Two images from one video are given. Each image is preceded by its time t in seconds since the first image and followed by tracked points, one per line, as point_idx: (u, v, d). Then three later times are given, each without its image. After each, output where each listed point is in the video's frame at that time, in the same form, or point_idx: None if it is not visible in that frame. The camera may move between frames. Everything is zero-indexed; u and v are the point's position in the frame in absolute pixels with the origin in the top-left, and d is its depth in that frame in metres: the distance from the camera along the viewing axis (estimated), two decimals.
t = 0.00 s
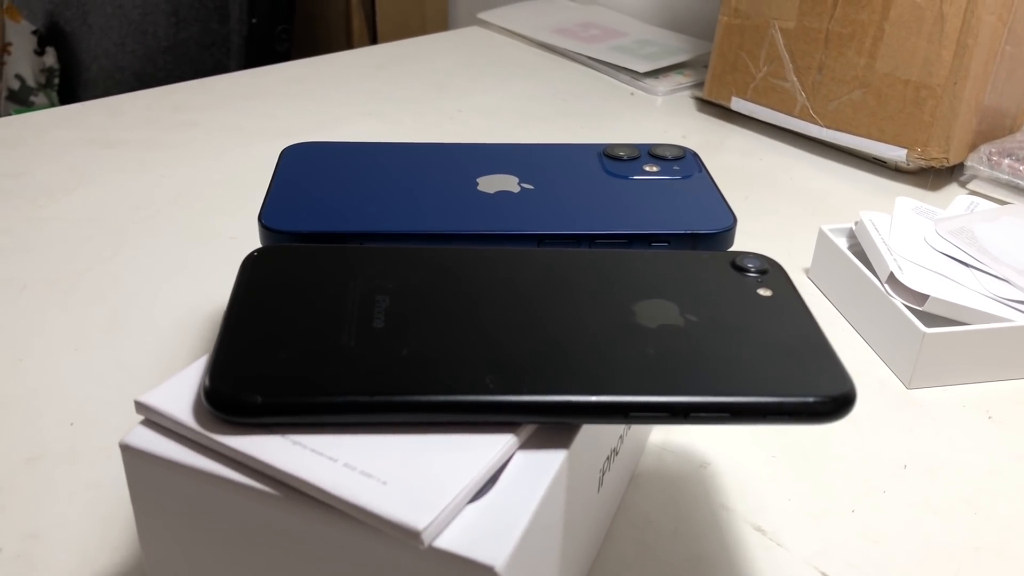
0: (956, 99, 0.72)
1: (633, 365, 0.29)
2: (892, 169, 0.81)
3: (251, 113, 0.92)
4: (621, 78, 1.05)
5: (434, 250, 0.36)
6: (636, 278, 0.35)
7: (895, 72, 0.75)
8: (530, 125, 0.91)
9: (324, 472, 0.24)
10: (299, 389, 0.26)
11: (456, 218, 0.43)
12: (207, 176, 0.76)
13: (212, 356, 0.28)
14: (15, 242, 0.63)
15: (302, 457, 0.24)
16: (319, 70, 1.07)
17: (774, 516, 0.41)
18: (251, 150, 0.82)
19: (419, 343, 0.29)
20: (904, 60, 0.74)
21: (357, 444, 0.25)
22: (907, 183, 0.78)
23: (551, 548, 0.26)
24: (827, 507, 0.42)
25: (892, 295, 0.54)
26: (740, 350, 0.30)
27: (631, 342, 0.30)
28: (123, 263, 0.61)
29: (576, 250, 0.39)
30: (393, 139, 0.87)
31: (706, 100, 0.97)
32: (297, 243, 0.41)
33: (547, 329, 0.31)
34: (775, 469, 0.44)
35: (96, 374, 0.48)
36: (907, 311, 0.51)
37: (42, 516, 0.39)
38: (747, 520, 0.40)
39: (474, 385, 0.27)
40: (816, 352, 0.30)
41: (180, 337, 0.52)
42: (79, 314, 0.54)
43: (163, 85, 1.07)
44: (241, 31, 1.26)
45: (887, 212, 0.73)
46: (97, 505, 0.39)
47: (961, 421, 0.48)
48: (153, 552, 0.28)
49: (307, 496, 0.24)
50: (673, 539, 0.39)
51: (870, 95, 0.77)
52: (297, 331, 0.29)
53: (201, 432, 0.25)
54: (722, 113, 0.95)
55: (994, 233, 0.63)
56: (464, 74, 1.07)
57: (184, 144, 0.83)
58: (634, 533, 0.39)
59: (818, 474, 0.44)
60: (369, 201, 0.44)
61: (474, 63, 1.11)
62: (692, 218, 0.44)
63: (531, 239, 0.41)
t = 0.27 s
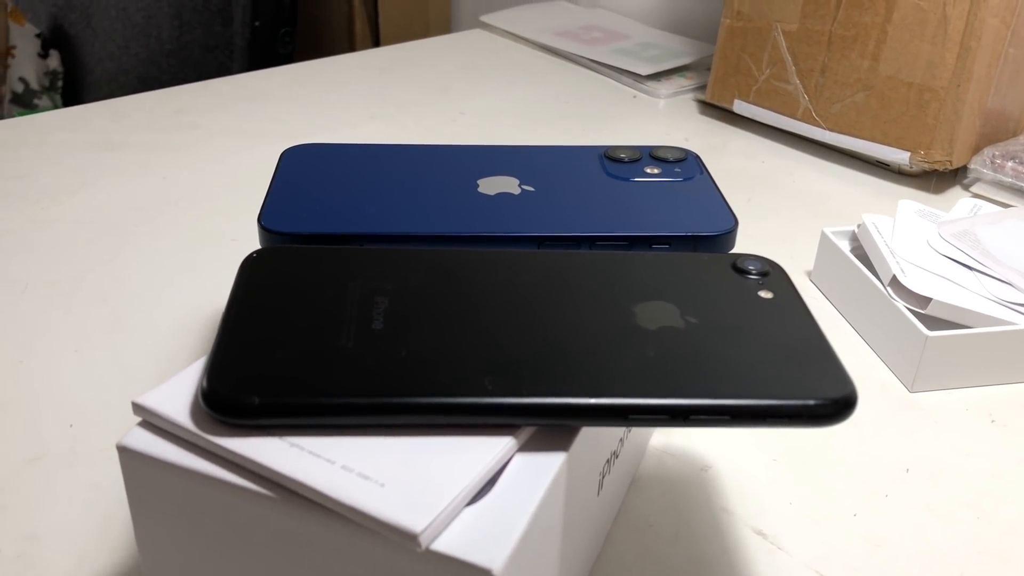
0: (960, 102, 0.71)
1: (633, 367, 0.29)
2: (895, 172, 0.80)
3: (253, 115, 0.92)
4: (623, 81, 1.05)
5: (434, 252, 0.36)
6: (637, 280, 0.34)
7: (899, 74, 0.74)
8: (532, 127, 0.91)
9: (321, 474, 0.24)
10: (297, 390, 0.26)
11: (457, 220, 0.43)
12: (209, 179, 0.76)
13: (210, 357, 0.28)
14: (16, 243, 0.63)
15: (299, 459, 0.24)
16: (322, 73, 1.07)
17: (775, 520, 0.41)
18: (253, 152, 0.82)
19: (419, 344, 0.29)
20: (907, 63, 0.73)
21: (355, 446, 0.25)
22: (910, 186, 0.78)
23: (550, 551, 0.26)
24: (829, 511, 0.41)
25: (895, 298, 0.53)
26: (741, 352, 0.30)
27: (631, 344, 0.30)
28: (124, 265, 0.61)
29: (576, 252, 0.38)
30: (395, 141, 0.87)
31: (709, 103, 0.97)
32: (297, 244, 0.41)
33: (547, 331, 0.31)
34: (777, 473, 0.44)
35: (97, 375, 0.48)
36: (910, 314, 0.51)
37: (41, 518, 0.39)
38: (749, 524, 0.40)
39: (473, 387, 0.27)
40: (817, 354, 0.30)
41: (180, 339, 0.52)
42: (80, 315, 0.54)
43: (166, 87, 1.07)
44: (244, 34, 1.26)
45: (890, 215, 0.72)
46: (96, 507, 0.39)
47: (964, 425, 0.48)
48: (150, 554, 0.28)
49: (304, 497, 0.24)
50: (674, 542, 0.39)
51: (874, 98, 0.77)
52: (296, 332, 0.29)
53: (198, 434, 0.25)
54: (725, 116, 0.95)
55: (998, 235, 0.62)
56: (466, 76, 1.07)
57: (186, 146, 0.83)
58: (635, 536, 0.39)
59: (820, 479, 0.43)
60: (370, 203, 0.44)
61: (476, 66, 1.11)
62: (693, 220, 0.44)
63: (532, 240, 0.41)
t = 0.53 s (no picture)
0: (962, 104, 0.71)
1: (633, 367, 0.29)
2: (897, 174, 0.80)
3: (256, 117, 0.92)
4: (625, 83, 1.05)
5: (434, 253, 0.36)
6: (637, 280, 0.34)
7: (900, 76, 0.74)
8: (533, 129, 0.91)
9: (319, 474, 0.24)
10: (296, 390, 0.26)
11: (458, 221, 0.43)
12: (210, 180, 0.76)
13: (209, 358, 0.28)
14: (18, 244, 0.64)
15: (298, 459, 0.24)
16: (325, 75, 1.07)
17: (775, 522, 0.41)
18: (254, 154, 0.82)
19: (418, 344, 0.29)
20: (909, 65, 0.73)
21: (354, 446, 0.25)
22: (912, 188, 0.78)
23: (549, 551, 0.26)
24: (830, 512, 0.41)
25: (896, 300, 0.53)
26: (741, 353, 0.30)
27: (631, 345, 0.30)
28: (126, 266, 0.61)
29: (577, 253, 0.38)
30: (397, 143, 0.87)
31: (711, 105, 0.97)
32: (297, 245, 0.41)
33: (546, 332, 0.31)
34: (778, 475, 0.44)
35: (97, 375, 0.48)
36: (911, 316, 0.51)
37: (41, 518, 0.39)
38: (749, 526, 0.40)
39: (472, 387, 0.27)
40: (817, 354, 0.30)
41: (181, 340, 0.52)
42: (82, 316, 0.54)
43: (169, 89, 1.07)
44: (246, 37, 1.23)
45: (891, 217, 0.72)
46: (96, 507, 0.39)
47: (965, 427, 0.48)
48: (149, 554, 0.28)
49: (303, 497, 0.24)
50: (674, 544, 0.39)
51: (875, 100, 0.76)
52: (295, 333, 0.29)
53: (198, 433, 0.25)
54: (727, 118, 0.95)
55: (1000, 238, 0.62)
56: (468, 79, 1.07)
57: (188, 147, 0.83)
58: (635, 537, 0.39)
59: (821, 481, 0.43)
60: (370, 204, 0.44)
61: (478, 68, 1.11)
62: (694, 221, 0.43)
63: (532, 241, 0.41)
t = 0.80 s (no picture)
0: (963, 106, 0.71)
1: (631, 368, 0.29)
2: (898, 177, 0.80)
3: (257, 120, 0.92)
4: (626, 86, 1.05)
5: (432, 254, 0.36)
6: (636, 282, 0.34)
7: (901, 79, 0.74)
8: (534, 132, 0.91)
9: (315, 475, 0.24)
10: (293, 392, 0.26)
11: (456, 223, 0.43)
12: (211, 183, 0.76)
13: (206, 359, 0.28)
14: (19, 246, 0.64)
15: (294, 461, 0.24)
16: (326, 77, 1.07)
17: (775, 524, 0.40)
18: (254, 157, 0.82)
19: (415, 346, 0.29)
20: (910, 68, 0.73)
21: (350, 447, 0.25)
22: (913, 191, 0.78)
23: (546, 553, 0.26)
24: (830, 515, 0.41)
25: (897, 303, 0.53)
26: (739, 355, 0.30)
27: (629, 346, 0.30)
28: (126, 268, 0.61)
29: (576, 254, 0.38)
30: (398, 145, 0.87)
31: (712, 108, 0.97)
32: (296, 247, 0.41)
33: (544, 333, 0.31)
34: (778, 478, 0.44)
35: (97, 377, 0.48)
36: (911, 319, 0.51)
37: (40, 519, 0.38)
38: (749, 529, 0.40)
39: (469, 388, 0.27)
40: (815, 356, 0.30)
41: (181, 342, 0.52)
42: (81, 318, 0.54)
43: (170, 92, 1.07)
44: (249, 39, 1.25)
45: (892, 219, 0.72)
46: (94, 508, 0.39)
47: (966, 430, 0.48)
48: (146, 556, 0.28)
49: (299, 499, 0.24)
50: (673, 546, 0.39)
51: (876, 103, 0.76)
52: (292, 334, 0.29)
53: (193, 435, 0.25)
54: (728, 121, 0.95)
55: (1001, 240, 0.62)
56: (469, 81, 1.07)
57: (189, 150, 0.83)
58: (634, 540, 0.39)
59: (821, 483, 0.43)
60: (369, 206, 0.44)
61: (479, 71, 1.11)
62: (693, 223, 0.43)
63: (531, 243, 0.41)
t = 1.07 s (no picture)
0: (963, 108, 0.71)
1: (628, 367, 0.29)
2: (899, 179, 0.80)
3: (258, 122, 0.92)
4: (627, 89, 1.05)
5: (430, 254, 0.36)
6: (634, 282, 0.34)
7: (901, 80, 0.74)
8: (534, 134, 0.91)
9: (312, 473, 0.24)
10: (290, 390, 0.26)
11: (455, 223, 0.43)
12: (212, 184, 0.77)
13: (204, 357, 0.28)
14: (20, 247, 0.64)
15: (291, 458, 0.24)
16: (327, 80, 1.07)
17: (774, 524, 0.40)
18: (255, 159, 0.83)
19: (413, 344, 0.29)
20: (910, 69, 0.73)
21: (347, 445, 0.25)
22: (913, 193, 0.78)
23: (543, 551, 0.26)
24: (829, 515, 0.41)
25: (896, 303, 0.53)
26: (737, 354, 0.30)
27: (626, 345, 0.30)
28: (126, 269, 0.61)
29: (574, 254, 0.38)
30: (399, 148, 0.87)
31: (712, 110, 0.97)
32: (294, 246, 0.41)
33: (542, 332, 0.31)
34: (777, 478, 0.44)
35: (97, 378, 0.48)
36: (910, 319, 0.51)
37: (39, 518, 0.39)
38: (747, 529, 0.40)
39: (466, 387, 0.27)
40: (813, 355, 0.30)
41: (181, 342, 0.52)
42: (82, 318, 0.55)
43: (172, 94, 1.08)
44: (250, 42, 1.22)
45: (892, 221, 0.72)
46: (93, 508, 0.39)
47: (966, 431, 0.48)
48: (145, 554, 0.28)
49: (296, 496, 0.24)
50: (672, 546, 0.39)
51: (876, 104, 0.76)
52: (290, 333, 0.29)
53: (191, 432, 0.25)
54: (728, 123, 0.95)
55: (1000, 241, 0.62)
56: (470, 84, 1.08)
57: (190, 152, 0.84)
58: (632, 539, 0.39)
59: (820, 484, 0.43)
60: (368, 206, 0.44)
61: (480, 73, 1.11)
62: (691, 223, 0.43)
63: (529, 242, 0.41)
